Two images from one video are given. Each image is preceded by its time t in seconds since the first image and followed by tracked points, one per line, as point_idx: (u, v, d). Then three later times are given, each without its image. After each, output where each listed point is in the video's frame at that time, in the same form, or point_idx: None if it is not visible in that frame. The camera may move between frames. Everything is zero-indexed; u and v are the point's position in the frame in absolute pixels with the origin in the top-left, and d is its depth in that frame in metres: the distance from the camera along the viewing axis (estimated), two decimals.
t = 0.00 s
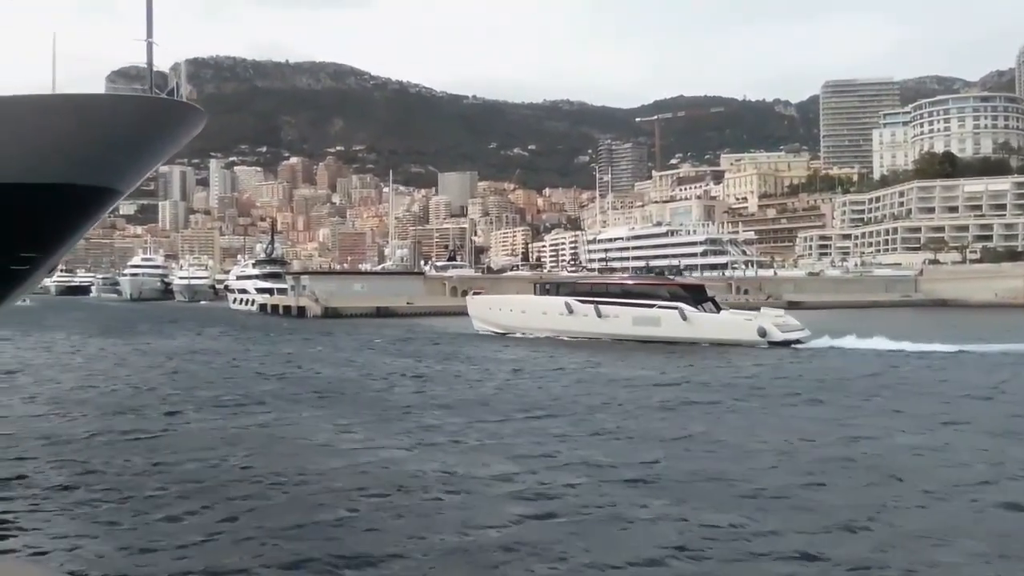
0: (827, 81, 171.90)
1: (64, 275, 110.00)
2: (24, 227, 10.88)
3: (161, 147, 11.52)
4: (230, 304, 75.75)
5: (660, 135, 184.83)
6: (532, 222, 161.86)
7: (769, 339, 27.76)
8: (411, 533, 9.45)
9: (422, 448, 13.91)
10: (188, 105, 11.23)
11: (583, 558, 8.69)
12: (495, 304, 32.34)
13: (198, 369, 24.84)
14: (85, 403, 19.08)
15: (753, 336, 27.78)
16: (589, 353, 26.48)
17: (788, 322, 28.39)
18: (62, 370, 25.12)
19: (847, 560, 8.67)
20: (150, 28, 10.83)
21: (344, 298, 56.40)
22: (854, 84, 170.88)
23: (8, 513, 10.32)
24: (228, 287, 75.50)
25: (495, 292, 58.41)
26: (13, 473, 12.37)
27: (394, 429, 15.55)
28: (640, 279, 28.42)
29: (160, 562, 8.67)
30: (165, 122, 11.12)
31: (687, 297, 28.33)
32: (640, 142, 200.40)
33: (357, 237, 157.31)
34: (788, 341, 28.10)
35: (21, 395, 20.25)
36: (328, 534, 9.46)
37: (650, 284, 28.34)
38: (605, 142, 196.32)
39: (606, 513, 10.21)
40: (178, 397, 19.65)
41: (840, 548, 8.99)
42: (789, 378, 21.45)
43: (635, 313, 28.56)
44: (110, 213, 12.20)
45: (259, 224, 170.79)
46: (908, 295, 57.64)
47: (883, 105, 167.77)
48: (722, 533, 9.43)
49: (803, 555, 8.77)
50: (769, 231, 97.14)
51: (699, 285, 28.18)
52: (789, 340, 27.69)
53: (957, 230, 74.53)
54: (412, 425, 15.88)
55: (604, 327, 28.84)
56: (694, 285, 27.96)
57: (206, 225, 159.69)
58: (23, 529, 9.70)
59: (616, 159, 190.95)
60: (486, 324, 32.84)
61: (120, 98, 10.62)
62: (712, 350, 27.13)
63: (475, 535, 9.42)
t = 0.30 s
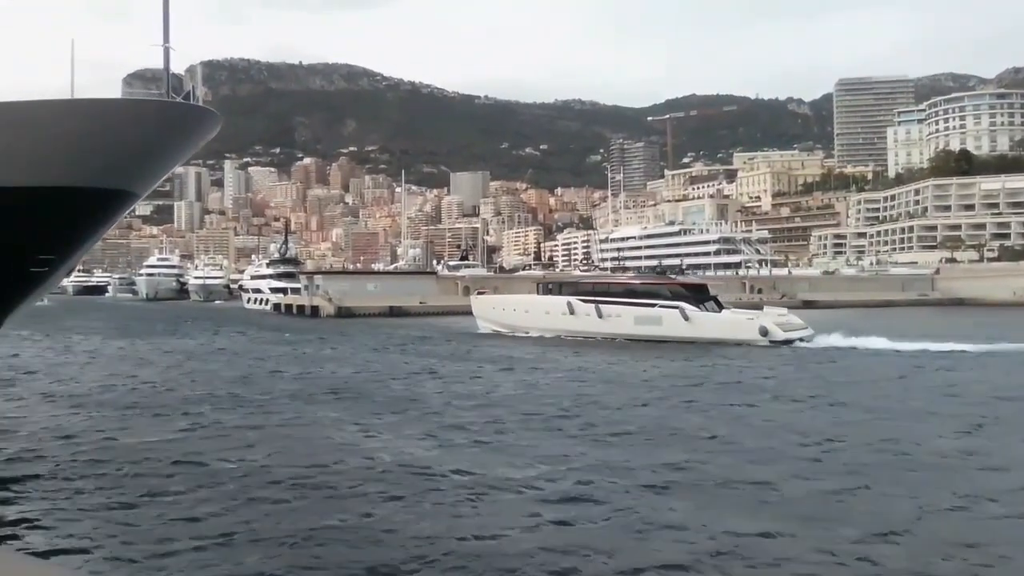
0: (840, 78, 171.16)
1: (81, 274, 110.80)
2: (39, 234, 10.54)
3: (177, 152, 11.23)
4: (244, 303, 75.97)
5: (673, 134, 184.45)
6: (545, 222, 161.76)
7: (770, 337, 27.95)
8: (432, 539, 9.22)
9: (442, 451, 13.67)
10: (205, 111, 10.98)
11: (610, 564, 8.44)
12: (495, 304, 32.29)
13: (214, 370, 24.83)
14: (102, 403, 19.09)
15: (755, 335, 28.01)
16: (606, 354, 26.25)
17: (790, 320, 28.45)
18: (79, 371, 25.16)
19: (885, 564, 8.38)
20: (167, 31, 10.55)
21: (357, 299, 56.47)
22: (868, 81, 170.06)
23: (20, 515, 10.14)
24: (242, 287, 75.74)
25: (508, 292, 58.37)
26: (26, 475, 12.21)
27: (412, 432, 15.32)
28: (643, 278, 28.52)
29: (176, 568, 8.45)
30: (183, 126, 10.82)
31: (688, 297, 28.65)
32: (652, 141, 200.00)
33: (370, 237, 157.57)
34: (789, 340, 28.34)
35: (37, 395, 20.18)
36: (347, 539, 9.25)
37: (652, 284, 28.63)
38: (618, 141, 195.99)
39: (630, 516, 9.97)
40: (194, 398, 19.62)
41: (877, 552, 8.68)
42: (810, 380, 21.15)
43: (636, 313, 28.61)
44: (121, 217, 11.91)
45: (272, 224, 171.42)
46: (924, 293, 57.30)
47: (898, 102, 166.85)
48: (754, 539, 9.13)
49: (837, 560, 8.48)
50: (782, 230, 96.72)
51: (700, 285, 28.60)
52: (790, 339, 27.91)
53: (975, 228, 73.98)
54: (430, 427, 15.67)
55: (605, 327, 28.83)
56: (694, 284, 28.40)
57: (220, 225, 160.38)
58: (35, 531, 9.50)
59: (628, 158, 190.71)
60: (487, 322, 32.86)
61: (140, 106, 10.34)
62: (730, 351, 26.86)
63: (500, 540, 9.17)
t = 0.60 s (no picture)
0: (853, 76, 170.36)
1: (92, 275, 111.00)
2: (50, 231, 10.73)
3: (187, 156, 11.52)
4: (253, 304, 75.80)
5: (683, 133, 183.85)
6: (554, 222, 161.27)
7: (767, 338, 27.91)
8: (443, 536, 8.84)
9: (454, 447, 13.28)
10: (212, 114, 11.21)
11: (632, 564, 8.04)
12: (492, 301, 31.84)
13: (218, 369, 24.52)
14: (103, 399, 18.78)
15: (750, 335, 28.01)
16: (620, 354, 25.86)
17: (787, 320, 28.66)
18: (83, 369, 24.88)
19: (921, 569, 7.98)
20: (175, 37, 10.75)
21: (366, 299, 56.23)
22: (881, 78, 169.16)
23: (15, 508, 9.83)
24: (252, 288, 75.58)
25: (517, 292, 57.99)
26: (23, 469, 11.89)
27: (424, 428, 14.95)
28: (643, 279, 28.21)
29: (176, 564, 8.08)
30: (193, 130, 11.10)
31: (687, 297, 28.43)
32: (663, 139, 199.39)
33: (379, 237, 157.34)
34: (787, 340, 28.29)
35: (43, 392, 19.87)
36: (355, 536, 8.88)
37: (650, 285, 28.30)
38: (627, 140, 195.47)
39: (650, 514, 9.58)
40: (198, 395, 19.32)
41: (912, 557, 8.27)
42: (827, 379, 20.71)
43: (634, 313, 28.38)
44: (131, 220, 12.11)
45: (282, 225, 171.60)
46: (937, 294, 56.90)
47: (911, 100, 165.88)
48: (782, 539, 8.73)
49: (870, 564, 8.08)
50: (794, 230, 96.12)
51: (698, 285, 28.22)
52: (786, 340, 27.95)
53: (990, 226, 73.28)
54: (441, 424, 15.30)
55: (603, 328, 28.53)
56: (693, 285, 28.00)
57: (230, 227, 160.52)
58: (29, 525, 9.19)
59: (638, 157, 190.16)
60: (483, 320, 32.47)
61: (149, 108, 10.56)
62: (746, 352, 26.44)
63: (515, 536, 8.79)
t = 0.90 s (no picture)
0: (864, 76, 169.66)
1: (101, 276, 111.27)
2: (46, 242, 9.47)
3: (198, 159, 10.16)
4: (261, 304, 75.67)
5: (691, 132, 183.40)
6: (561, 222, 161.00)
7: (760, 339, 27.73)
8: (452, 535, 8.49)
9: (463, 445, 12.96)
10: (231, 120, 9.97)
11: (648, 568, 7.68)
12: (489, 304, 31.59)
13: (224, 368, 24.25)
14: (108, 396, 18.48)
15: (744, 336, 27.86)
16: (630, 354, 25.50)
17: (783, 319, 28.34)
18: (89, 367, 24.63)
19: None
20: (191, 34, 9.59)
21: (374, 299, 56.03)
22: (893, 77, 168.39)
23: (13, 505, 9.49)
24: (260, 288, 75.41)
25: (524, 293, 57.74)
26: (19, 463, 11.60)
27: (432, 425, 14.62)
28: (639, 280, 28.15)
29: (174, 562, 7.76)
30: (205, 132, 9.75)
31: (682, 298, 28.32)
32: (671, 139, 198.87)
33: (386, 237, 157.29)
34: (782, 340, 28.11)
35: (47, 390, 19.62)
36: (359, 534, 8.54)
37: (647, 285, 28.31)
38: (635, 140, 194.98)
39: (665, 516, 9.23)
40: (203, 392, 19.04)
41: (945, 563, 7.88)
42: (841, 381, 20.38)
43: (629, 314, 28.20)
44: (136, 234, 10.83)
45: (290, 225, 171.63)
46: (949, 294, 56.49)
47: (923, 99, 165.06)
48: (805, 543, 8.36)
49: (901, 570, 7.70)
50: (803, 230, 95.61)
51: (694, 285, 28.23)
52: (781, 340, 27.70)
53: (1003, 226, 72.70)
54: (449, 422, 14.97)
55: (599, 329, 28.24)
56: (688, 285, 28.01)
57: (239, 227, 160.64)
58: (20, 521, 8.86)
59: (646, 157, 189.66)
60: (481, 322, 32.22)
61: (161, 110, 9.31)
62: (759, 353, 26.02)
63: (530, 536, 8.48)
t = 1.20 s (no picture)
0: (875, 74, 169.20)
1: (111, 275, 111.71)
2: (50, 243, 9.04)
3: (207, 161, 9.80)
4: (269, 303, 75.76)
5: (700, 132, 183.13)
6: (570, 221, 160.93)
7: (756, 338, 27.79)
8: (461, 536, 8.53)
9: (472, 445, 12.97)
10: (241, 120, 9.64)
11: (656, 569, 7.69)
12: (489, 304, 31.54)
13: (233, 368, 24.29)
14: (119, 396, 18.52)
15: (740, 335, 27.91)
16: (638, 354, 25.50)
17: (780, 320, 28.48)
18: (99, 367, 24.69)
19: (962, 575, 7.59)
20: (200, 33, 9.18)
21: (382, 299, 56.10)
22: (904, 76, 167.81)
23: (26, 506, 9.47)
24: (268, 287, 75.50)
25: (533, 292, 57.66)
26: (29, 461, 11.70)
27: (442, 425, 14.64)
28: (637, 281, 28.23)
29: (180, 559, 7.85)
30: (215, 133, 9.39)
31: (680, 298, 28.59)
32: (680, 138, 198.52)
33: (395, 237, 157.38)
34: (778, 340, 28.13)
35: (57, 389, 19.71)
36: (369, 534, 8.60)
37: (644, 285, 28.37)
38: (644, 140, 194.69)
39: (675, 518, 9.21)
40: (213, 392, 19.09)
41: (949, 563, 7.88)
42: (850, 381, 20.35)
43: (627, 313, 28.10)
44: (144, 236, 10.48)
45: (298, 224, 171.89)
46: (961, 293, 56.22)
47: (934, 97, 164.44)
48: (813, 544, 8.38)
49: (907, 569, 7.71)
50: (813, 229, 95.32)
51: (692, 285, 28.60)
52: (776, 339, 27.77)
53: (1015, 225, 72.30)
54: (459, 421, 14.99)
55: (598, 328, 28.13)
56: (686, 284, 28.39)
57: (248, 227, 160.97)
58: (35, 522, 8.86)
59: (655, 156, 189.40)
60: (481, 321, 32.23)
61: (171, 110, 8.99)
62: (768, 353, 25.98)
63: (544, 537, 8.50)
